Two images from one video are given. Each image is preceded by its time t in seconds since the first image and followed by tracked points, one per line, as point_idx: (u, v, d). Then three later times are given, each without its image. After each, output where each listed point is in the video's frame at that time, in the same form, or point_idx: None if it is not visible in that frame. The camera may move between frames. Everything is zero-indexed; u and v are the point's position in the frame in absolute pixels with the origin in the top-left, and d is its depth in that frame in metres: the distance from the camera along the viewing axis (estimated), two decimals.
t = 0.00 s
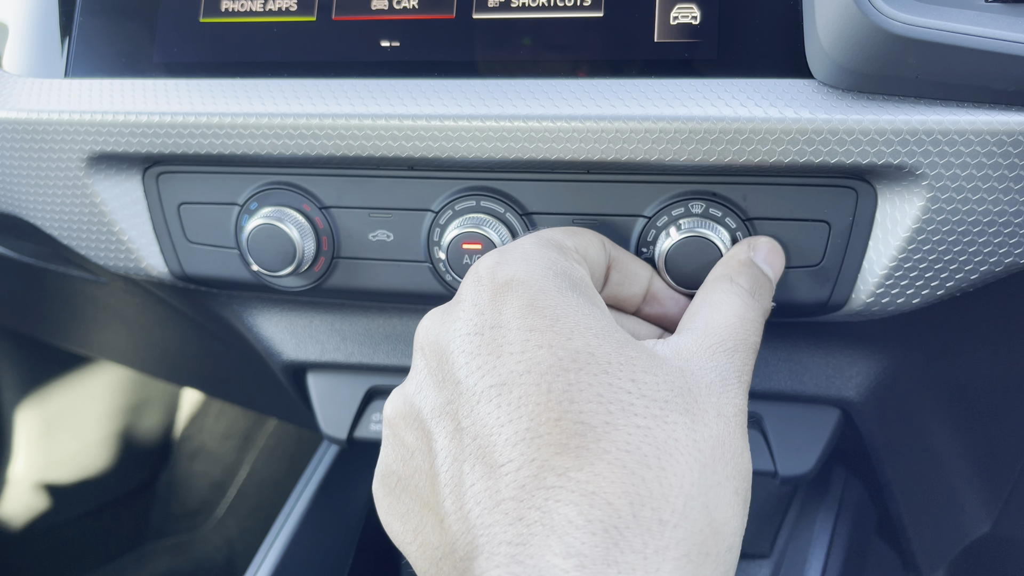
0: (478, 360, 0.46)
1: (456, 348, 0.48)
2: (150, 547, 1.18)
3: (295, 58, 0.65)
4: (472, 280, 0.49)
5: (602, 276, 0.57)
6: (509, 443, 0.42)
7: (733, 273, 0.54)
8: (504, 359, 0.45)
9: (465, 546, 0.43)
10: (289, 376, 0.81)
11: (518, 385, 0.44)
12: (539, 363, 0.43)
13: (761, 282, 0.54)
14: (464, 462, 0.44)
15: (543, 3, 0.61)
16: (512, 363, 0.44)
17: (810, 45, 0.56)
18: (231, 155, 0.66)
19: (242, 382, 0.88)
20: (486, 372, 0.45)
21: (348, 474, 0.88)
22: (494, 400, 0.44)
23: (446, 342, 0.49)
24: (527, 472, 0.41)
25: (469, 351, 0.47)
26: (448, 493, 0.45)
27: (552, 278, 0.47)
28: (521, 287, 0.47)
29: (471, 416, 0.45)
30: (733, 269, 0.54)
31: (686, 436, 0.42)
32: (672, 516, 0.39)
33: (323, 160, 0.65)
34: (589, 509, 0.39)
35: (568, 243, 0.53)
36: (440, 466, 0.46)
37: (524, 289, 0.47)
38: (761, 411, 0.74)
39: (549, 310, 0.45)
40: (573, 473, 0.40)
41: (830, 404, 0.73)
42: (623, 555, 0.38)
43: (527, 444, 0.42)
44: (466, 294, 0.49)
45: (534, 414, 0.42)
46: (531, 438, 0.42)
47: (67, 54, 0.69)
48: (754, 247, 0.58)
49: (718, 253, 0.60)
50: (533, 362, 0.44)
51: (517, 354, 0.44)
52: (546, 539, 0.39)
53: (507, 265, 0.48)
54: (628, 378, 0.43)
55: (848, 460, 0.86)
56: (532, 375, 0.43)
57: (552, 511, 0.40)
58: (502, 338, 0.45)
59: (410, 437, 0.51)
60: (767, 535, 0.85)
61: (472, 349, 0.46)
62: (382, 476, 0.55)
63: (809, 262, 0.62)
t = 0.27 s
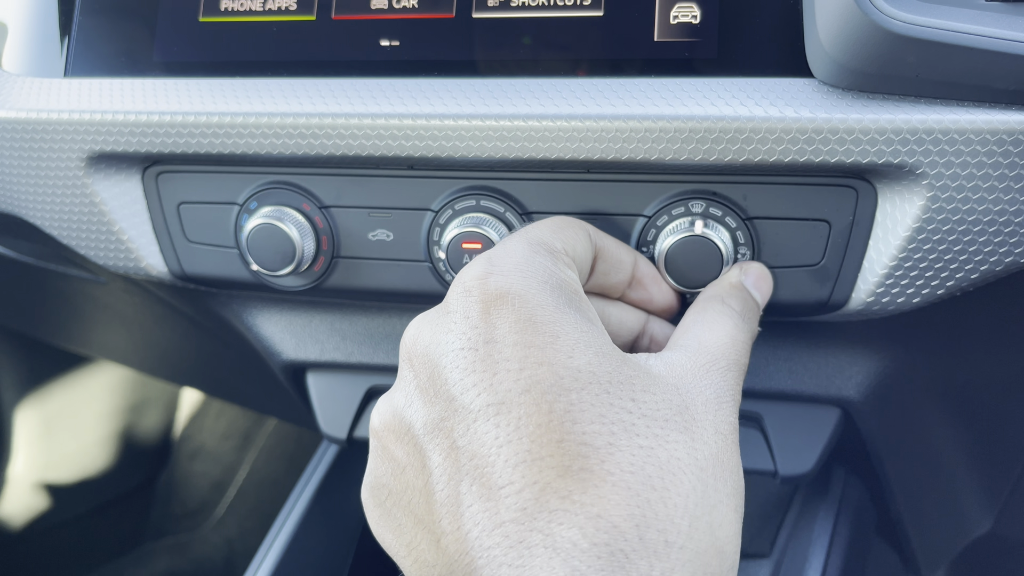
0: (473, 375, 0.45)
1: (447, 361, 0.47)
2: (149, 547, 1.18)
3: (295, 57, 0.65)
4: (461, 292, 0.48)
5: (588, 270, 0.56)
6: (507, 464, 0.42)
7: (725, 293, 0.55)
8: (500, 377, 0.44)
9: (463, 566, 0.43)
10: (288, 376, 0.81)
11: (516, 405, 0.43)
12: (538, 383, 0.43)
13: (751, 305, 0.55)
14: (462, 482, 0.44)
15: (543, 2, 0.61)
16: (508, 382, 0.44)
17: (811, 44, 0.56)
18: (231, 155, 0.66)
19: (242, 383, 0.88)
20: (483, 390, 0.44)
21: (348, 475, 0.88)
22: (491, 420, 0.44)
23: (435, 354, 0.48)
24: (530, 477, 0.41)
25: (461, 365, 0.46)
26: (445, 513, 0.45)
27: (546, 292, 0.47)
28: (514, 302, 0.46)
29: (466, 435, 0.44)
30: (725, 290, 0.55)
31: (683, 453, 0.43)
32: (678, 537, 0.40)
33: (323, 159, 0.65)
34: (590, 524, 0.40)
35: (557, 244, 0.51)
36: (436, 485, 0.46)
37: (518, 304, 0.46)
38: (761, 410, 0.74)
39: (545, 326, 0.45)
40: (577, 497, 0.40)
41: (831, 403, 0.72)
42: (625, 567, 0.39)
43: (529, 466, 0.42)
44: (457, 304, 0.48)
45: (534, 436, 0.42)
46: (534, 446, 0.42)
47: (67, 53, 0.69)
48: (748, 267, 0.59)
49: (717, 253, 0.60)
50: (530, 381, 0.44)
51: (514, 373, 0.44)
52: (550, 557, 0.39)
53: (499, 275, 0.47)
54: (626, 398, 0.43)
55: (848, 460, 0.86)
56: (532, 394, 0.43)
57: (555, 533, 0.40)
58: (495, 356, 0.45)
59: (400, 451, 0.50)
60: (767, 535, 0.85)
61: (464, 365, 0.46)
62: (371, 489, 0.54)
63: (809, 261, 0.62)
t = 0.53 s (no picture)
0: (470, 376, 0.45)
1: (444, 363, 0.47)
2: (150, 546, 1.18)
3: (294, 57, 0.65)
4: (459, 292, 0.48)
5: (584, 271, 0.56)
6: (506, 463, 0.42)
7: (725, 290, 0.55)
8: (498, 377, 0.44)
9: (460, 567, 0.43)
10: (288, 375, 0.81)
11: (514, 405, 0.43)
12: (534, 383, 0.43)
13: (752, 300, 0.54)
14: (459, 482, 0.44)
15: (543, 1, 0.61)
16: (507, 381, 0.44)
17: (811, 43, 0.56)
18: (231, 154, 0.66)
19: (242, 382, 0.88)
20: (479, 390, 0.44)
21: (347, 474, 0.88)
22: (490, 419, 0.44)
23: (433, 356, 0.48)
24: (527, 477, 0.42)
25: (461, 365, 0.46)
26: (442, 512, 0.45)
27: (542, 293, 0.47)
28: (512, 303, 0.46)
29: (464, 435, 0.44)
30: (725, 286, 0.55)
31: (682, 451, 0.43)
32: (673, 536, 0.40)
33: (323, 159, 0.65)
34: (587, 524, 0.40)
35: (553, 245, 0.51)
36: (433, 485, 0.46)
37: (514, 305, 0.46)
38: (761, 409, 0.74)
39: (541, 328, 0.45)
40: (573, 495, 0.40)
41: (831, 403, 0.72)
42: (624, 568, 0.39)
43: (524, 466, 0.42)
44: (454, 306, 0.48)
45: (530, 436, 0.42)
46: (531, 446, 0.42)
47: (66, 53, 0.69)
48: (745, 266, 0.59)
49: (717, 251, 0.60)
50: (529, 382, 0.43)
51: (510, 373, 0.44)
52: (546, 557, 0.39)
53: (495, 277, 0.47)
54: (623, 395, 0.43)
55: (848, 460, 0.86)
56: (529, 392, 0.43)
57: (551, 532, 0.40)
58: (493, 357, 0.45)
59: (398, 453, 0.50)
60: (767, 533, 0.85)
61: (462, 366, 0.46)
62: (370, 491, 0.55)
63: (809, 260, 0.62)
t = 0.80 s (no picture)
0: (471, 372, 0.45)
1: (444, 359, 0.46)
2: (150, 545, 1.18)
3: (294, 56, 0.65)
4: (459, 289, 0.48)
5: (587, 269, 0.55)
6: (506, 458, 0.43)
7: (728, 284, 0.54)
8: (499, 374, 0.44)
9: (460, 562, 0.43)
10: (288, 375, 0.80)
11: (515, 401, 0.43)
12: (535, 379, 0.43)
13: (754, 294, 0.54)
14: (460, 476, 0.44)
15: None
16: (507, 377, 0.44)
17: (811, 42, 0.56)
18: (231, 153, 0.66)
19: (242, 382, 0.88)
20: (480, 386, 0.44)
21: (347, 473, 0.88)
22: (489, 415, 0.44)
23: (433, 352, 0.48)
24: (527, 472, 0.42)
25: (460, 361, 0.46)
26: (443, 506, 0.45)
27: (543, 290, 0.47)
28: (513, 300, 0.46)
29: (464, 430, 0.44)
30: (728, 281, 0.55)
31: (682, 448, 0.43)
32: (671, 531, 0.41)
33: (323, 158, 0.65)
34: (586, 519, 0.40)
35: (556, 244, 0.51)
36: (434, 480, 0.46)
37: (515, 302, 0.46)
38: (761, 408, 0.74)
39: (542, 323, 0.45)
40: (572, 490, 0.41)
41: (831, 402, 0.72)
42: (623, 565, 0.39)
43: (524, 460, 0.42)
44: (454, 303, 0.48)
45: (531, 431, 0.42)
46: (531, 441, 0.42)
47: (66, 52, 0.69)
48: (747, 262, 0.59)
49: (717, 250, 0.60)
50: (530, 378, 0.43)
51: (511, 369, 0.44)
52: (545, 551, 0.40)
53: (496, 273, 0.47)
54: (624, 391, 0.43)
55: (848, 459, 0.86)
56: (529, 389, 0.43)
57: (552, 527, 0.40)
58: (494, 354, 0.45)
59: (399, 448, 0.50)
60: (767, 532, 0.85)
61: (462, 363, 0.45)
62: (370, 486, 0.54)
63: (809, 259, 0.62)
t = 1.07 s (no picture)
0: (475, 365, 0.46)
1: (450, 351, 0.47)
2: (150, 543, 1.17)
3: (294, 55, 0.65)
4: (465, 284, 0.49)
5: (609, 279, 0.56)
6: (508, 448, 0.43)
7: (729, 258, 0.53)
8: (502, 365, 0.45)
9: (465, 549, 0.44)
10: (288, 373, 0.80)
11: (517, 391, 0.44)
12: (535, 371, 0.44)
13: (756, 267, 0.53)
14: (463, 466, 0.45)
15: None
16: (509, 368, 0.44)
17: (811, 40, 0.56)
18: (230, 152, 0.66)
19: (242, 380, 0.88)
20: (482, 377, 0.45)
21: (347, 471, 0.88)
22: (491, 405, 0.44)
23: (439, 345, 0.48)
24: (527, 463, 0.42)
25: (464, 354, 0.46)
26: (447, 495, 0.46)
27: (546, 283, 0.47)
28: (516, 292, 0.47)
29: (467, 421, 0.45)
30: (728, 256, 0.54)
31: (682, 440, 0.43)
32: (668, 522, 0.40)
33: (322, 157, 0.65)
34: (585, 510, 0.40)
35: (565, 246, 0.52)
36: (440, 469, 0.47)
37: (518, 295, 0.46)
38: (761, 406, 0.74)
39: (544, 315, 0.46)
40: (571, 481, 0.41)
41: (831, 400, 0.72)
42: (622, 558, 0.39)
43: (526, 451, 0.42)
44: (460, 298, 0.49)
45: (532, 422, 0.43)
46: (532, 432, 0.43)
47: (66, 51, 0.69)
48: (751, 233, 0.58)
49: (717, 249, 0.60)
50: (532, 369, 0.44)
51: (514, 360, 0.45)
52: (546, 542, 0.40)
53: (500, 268, 0.48)
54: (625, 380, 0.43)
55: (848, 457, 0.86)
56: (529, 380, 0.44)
57: (552, 518, 0.40)
58: (497, 345, 0.45)
59: (407, 438, 0.51)
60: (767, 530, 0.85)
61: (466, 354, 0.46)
62: (377, 476, 0.55)
63: (809, 257, 0.62)
